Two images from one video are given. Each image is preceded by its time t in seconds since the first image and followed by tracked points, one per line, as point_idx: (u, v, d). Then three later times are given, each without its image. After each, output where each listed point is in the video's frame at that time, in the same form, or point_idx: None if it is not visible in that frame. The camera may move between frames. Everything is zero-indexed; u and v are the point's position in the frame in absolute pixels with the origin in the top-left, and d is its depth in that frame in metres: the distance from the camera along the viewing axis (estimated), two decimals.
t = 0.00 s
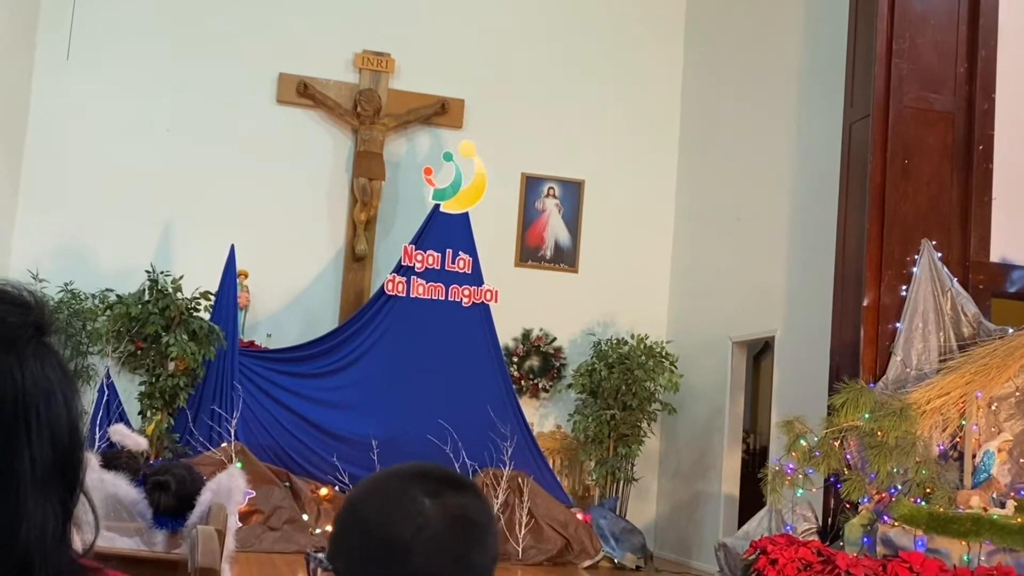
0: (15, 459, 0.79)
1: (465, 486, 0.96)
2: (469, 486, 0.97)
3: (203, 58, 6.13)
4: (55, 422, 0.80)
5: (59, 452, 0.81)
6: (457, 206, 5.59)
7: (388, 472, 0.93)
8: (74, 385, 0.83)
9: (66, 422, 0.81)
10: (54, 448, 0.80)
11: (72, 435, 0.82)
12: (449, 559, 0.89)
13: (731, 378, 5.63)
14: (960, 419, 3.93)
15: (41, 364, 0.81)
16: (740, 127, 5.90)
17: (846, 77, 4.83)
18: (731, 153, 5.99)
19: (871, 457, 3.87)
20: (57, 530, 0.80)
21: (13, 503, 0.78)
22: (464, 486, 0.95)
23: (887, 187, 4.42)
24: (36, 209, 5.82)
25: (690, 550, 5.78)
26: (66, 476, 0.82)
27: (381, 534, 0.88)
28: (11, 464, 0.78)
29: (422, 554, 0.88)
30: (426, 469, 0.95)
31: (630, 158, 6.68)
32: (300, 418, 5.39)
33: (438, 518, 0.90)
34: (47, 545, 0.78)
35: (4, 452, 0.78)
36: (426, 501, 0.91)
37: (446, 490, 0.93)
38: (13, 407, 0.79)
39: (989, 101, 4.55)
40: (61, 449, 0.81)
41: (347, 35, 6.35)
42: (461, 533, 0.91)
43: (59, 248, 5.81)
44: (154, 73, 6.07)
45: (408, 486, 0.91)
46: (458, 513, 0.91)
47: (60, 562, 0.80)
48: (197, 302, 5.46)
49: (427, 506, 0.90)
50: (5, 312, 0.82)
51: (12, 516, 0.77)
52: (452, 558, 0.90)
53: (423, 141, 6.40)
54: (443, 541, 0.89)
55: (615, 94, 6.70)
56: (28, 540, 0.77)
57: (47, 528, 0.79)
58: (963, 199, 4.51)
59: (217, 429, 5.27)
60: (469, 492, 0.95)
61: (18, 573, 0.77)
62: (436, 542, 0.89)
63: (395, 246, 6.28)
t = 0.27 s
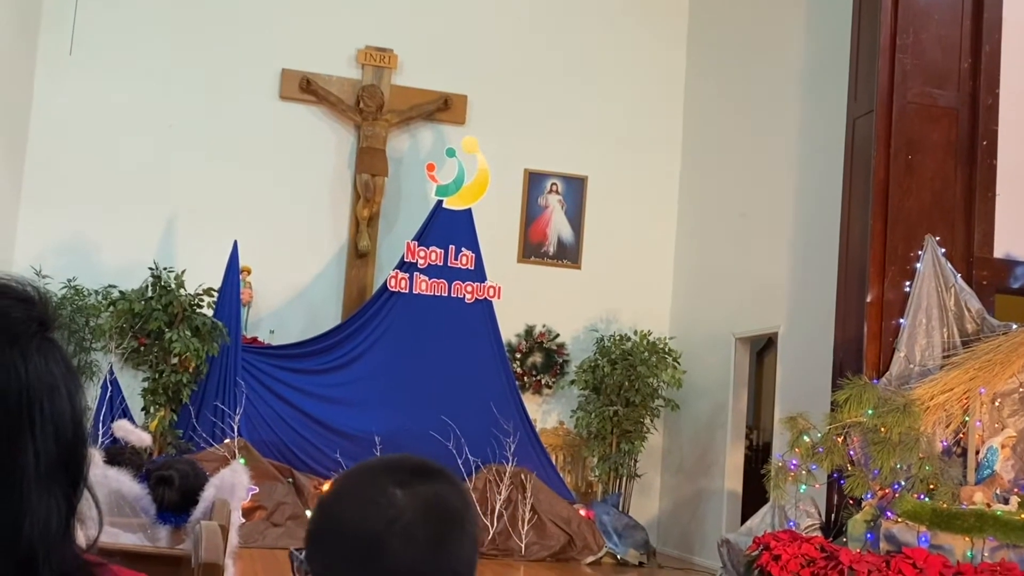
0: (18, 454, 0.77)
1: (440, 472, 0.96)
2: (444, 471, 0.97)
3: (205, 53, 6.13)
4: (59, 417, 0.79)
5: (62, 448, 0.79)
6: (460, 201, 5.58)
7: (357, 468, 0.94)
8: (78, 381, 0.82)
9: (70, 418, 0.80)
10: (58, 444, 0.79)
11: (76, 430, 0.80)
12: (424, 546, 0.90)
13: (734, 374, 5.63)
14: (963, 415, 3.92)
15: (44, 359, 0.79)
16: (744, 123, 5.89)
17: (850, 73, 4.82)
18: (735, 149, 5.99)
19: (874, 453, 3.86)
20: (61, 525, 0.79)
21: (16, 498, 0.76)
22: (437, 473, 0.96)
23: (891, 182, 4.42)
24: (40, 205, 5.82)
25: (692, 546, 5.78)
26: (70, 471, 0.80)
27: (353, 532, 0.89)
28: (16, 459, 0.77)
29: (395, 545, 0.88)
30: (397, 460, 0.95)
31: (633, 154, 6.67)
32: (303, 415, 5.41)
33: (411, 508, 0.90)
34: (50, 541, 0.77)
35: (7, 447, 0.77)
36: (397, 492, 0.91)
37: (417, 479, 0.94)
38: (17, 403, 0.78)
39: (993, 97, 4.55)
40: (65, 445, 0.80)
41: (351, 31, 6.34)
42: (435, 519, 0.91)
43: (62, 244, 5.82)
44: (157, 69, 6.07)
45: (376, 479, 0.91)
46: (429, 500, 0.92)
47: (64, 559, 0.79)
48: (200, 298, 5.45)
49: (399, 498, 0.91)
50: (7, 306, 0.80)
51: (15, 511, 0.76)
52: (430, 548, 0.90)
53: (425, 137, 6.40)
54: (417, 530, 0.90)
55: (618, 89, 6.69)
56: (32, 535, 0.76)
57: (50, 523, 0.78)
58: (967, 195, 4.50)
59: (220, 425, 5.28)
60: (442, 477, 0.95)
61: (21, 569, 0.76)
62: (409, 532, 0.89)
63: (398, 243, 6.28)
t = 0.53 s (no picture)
0: (24, 450, 0.81)
1: (438, 464, 1.00)
2: (440, 460, 1.01)
3: (208, 49, 6.14)
4: (64, 414, 0.83)
5: (66, 444, 0.83)
6: (462, 197, 5.61)
7: (352, 459, 0.99)
8: (81, 378, 0.85)
9: (74, 414, 0.84)
10: (62, 440, 0.83)
11: (80, 427, 0.84)
12: (416, 537, 0.95)
13: (736, 370, 5.62)
14: (966, 411, 3.93)
15: (48, 358, 0.83)
16: (746, 119, 5.88)
17: (852, 69, 4.81)
18: (737, 145, 5.98)
19: (876, 449, 3.86)
20: (63, 517, 0.83)
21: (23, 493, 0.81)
22: (431, 462, 1.00)
23: (893, 177, 4.41)
24: (42, 201, 5.83)
25: (695, 542, 5.78)
26: (74, 466, 0.84)
27: (347, 524, 0.95)
28: (20, 453, 0.81)
29: (387, 537, 0.94)
30: (392, 450, 1.00)
31: (635, 150, 6.66)
32: (306, 410, 5.42)
33: (402, 500, 0.95)
34: (53, 533, 0.82)
35: (11, 441, 0.81)
36: (390, 485, 0.97)
37: (410, 470, 0.98)
38: (20, 398, 0.82)
39: (996, 93, 4.53)
40: (69, 441, 0.84)
41: (353, 27, 6.34)
42: (428, 510, 0.96)
43: (65, 240, 5.82)
44: (160, 65, 6.07)
45: (369, 473, 0.97)
46: (420, 492, 0.96)
47: (64, 552, 0.83)
48: (202, 295, 5.43)
49: (390, 491, 0.96)
50: (13, 307, 0.84)
51: (20, 504, 0.81)
52: (420, 540, 0.95)
53: (428, 133, 6.40)
54: (407, 522, 0.95)
55: (621, 85, 6.69)
56: (34, 527, 0.81)
57: (52, 516, 0.82)
58: (970, 191, 4.49)
59: (223, 421, 5.29)
60: (436, 467, 1.00)
61: (24, 560, 0.81)
62: (400, 525, 0.94)
63: (400, 239, 6.28)
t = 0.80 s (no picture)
0: (26, 447, 0.75)
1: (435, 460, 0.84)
2: (439, 458, 0.86)
3: (210, 45, 6.13)
4: (68, 409, 0.77)
5: (71, 440, 0.77)
6: (464, 194, 5.59)
7: (337, 458, 0.82)
8: (84, 371, 0.79)
9: (78, 410, 0.78)
10: (66, 436, 0.77)
11: (83, 422, 0.78)
12: (415, 549, 0.80)
13: (739, 366, 5.62)
14: (969, 408, 3.93)
15: (51, 351, 0.77)
16: (749, 115, 5.88)
17: (855, 64, 4.81)
18: (739, 141, 5.97)
19: (879, 445, 3.85)
20: (67, 517, 0.78)
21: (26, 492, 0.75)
22: (431, 461, 0.84)
23: (896, 173, 4.40)
24: (45, 197, 5.83)
25: (697, 538, 5.78)
26: (77, 463, 0.79)
27: (333, 535, 0.79)
28: (22, 450, 0.75)
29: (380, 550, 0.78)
30: (384, 446, 0.83)
31: (637, 146, 6.66)
32: (308, 407, 5.42)
33: (399, 507, 0.80)
34: (58, 533, 0.76)
35: (13, 440, 0.75)
36: (383, 489, 0.80)
37: (406, 471, 0.82)
38: (22, 395, 0.75)
39: (1000, 88, 4.52)
40: (74, 437, 0.78)
41: (355, 23, 6.34)
42: (428, 517, 0.81)
43: (67, 236, 5.82)
44: (162, 61, 6.07)
45: (360, 476, 0.80)
46: (421, 498, 0.81)
47: (68, 550, 0.78)
48: (205, 291, 5.42)
49: (384, 496, 0.80)
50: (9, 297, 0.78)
51: (24, 503, 0.75)
52: (418, 550, 0.80)
53: (430, 129, 6.40)
54: (406, 532, 0.79)
55: (623, 81, 6.68)
56: (38, 527, 0.75)
57: (57, 514, 0.76)
58: (973, 187, 4.48)
59: (225, 418, 5.28)
60: (436, 466, 0.84)
61: (27, 562, 0.75)
62: (396, 538, 0.79)
63: (403, 235, 6.28)
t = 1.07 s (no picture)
0: (26, 445, 0.72)
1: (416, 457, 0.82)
2: (421, 455, 0.83)
3: (212, 41, 6.13)
4: (69, 406, 0.74)
5: (72, 437, 0.74)
6: (466, 189, 5.58)
7: (318, 452, 0.80)
8: (87, 367, 0.76)
9: (80, 406, 0.75)
10: (67, 433, 0.74)
11: (85, 419, 0.75)
12: (390, 546, 0.76)
13: (740, 363, 5.62)
14: (970, 404, 3.93)
15: (52, 346, 0.74)
16: (751, 112, 5.87)
17: (857, 60, 4.81)
18: (741, 138, 5.97)
19: (881, 441, 3.84)
20: (70, 514, 0.74)
21: (25, 491, 0.71)
22: (411, 458, 0.81)
23: (898, 170, 4.39)
24: (47, 194, 5.83)
25: (699, 535, 5.78)
26: (79, 462, 0.75)
27: (309, 529, 0.77)
28: (22, 448, 0.72)
29: (354, 544, 0.76)
30: (365, 441, 0.81)
31: (639, 143, 6.65)
32: (310, 403, 5.43)
33: (374, 503, 0.77)
34: (60, 532, 0.73)
35: (12, 436, 0.72)
36: (360, 483, 0.78)
37: (385, 466, 0.79)
38: (24, 392, 0.72)
39: (1002, 84, 4.50)
40: (75, 434, 0.74)
41: (356, 19, 6.33)
42: (405, 513, 0.78)
43: (69, 233, 5.83)
44: (163, 57, 6.07)
45: (336, 471, 0.78)
46: (399, 495, 0.78)
47: (71, 546, 0.74)
48: (206, 287, 5.45)
49: (361, 490, 0.77)
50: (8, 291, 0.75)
51: (23, 502, 0.71)
52: (393, 545, 0.77)
53: (432, 126, 6.39)
54: (381, 530, 0.76)
55: (625, 77, 6.67)
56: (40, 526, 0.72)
57: (59, 512, 0.73)
58: (975, 183, 4.47)
59: (227, 415, 5.28)
60: (417, 464, 0.81)
61: (28, 560, 0.72)
62: (371, 535, 0.76)
63: (404, 232, 6.27)
